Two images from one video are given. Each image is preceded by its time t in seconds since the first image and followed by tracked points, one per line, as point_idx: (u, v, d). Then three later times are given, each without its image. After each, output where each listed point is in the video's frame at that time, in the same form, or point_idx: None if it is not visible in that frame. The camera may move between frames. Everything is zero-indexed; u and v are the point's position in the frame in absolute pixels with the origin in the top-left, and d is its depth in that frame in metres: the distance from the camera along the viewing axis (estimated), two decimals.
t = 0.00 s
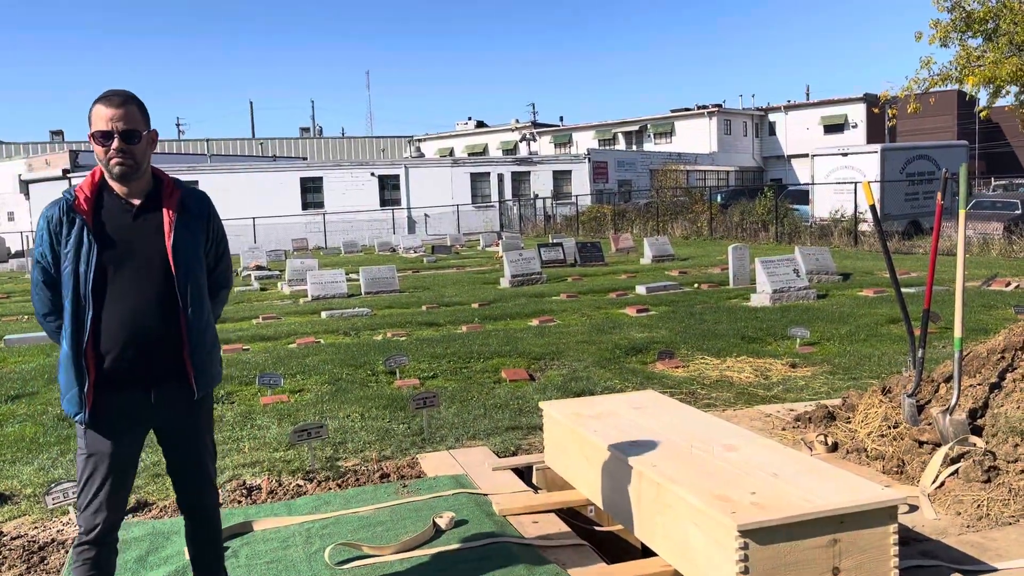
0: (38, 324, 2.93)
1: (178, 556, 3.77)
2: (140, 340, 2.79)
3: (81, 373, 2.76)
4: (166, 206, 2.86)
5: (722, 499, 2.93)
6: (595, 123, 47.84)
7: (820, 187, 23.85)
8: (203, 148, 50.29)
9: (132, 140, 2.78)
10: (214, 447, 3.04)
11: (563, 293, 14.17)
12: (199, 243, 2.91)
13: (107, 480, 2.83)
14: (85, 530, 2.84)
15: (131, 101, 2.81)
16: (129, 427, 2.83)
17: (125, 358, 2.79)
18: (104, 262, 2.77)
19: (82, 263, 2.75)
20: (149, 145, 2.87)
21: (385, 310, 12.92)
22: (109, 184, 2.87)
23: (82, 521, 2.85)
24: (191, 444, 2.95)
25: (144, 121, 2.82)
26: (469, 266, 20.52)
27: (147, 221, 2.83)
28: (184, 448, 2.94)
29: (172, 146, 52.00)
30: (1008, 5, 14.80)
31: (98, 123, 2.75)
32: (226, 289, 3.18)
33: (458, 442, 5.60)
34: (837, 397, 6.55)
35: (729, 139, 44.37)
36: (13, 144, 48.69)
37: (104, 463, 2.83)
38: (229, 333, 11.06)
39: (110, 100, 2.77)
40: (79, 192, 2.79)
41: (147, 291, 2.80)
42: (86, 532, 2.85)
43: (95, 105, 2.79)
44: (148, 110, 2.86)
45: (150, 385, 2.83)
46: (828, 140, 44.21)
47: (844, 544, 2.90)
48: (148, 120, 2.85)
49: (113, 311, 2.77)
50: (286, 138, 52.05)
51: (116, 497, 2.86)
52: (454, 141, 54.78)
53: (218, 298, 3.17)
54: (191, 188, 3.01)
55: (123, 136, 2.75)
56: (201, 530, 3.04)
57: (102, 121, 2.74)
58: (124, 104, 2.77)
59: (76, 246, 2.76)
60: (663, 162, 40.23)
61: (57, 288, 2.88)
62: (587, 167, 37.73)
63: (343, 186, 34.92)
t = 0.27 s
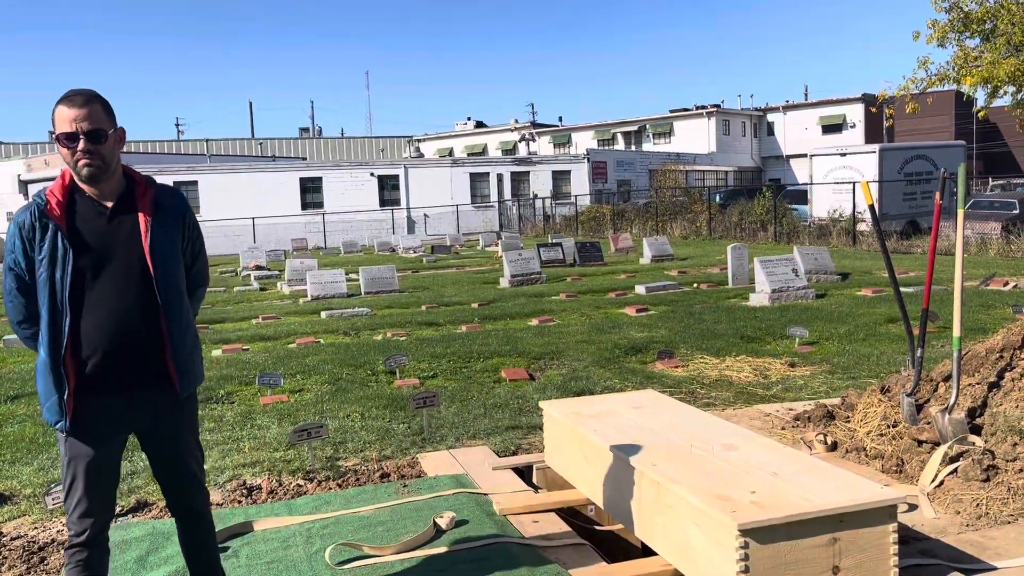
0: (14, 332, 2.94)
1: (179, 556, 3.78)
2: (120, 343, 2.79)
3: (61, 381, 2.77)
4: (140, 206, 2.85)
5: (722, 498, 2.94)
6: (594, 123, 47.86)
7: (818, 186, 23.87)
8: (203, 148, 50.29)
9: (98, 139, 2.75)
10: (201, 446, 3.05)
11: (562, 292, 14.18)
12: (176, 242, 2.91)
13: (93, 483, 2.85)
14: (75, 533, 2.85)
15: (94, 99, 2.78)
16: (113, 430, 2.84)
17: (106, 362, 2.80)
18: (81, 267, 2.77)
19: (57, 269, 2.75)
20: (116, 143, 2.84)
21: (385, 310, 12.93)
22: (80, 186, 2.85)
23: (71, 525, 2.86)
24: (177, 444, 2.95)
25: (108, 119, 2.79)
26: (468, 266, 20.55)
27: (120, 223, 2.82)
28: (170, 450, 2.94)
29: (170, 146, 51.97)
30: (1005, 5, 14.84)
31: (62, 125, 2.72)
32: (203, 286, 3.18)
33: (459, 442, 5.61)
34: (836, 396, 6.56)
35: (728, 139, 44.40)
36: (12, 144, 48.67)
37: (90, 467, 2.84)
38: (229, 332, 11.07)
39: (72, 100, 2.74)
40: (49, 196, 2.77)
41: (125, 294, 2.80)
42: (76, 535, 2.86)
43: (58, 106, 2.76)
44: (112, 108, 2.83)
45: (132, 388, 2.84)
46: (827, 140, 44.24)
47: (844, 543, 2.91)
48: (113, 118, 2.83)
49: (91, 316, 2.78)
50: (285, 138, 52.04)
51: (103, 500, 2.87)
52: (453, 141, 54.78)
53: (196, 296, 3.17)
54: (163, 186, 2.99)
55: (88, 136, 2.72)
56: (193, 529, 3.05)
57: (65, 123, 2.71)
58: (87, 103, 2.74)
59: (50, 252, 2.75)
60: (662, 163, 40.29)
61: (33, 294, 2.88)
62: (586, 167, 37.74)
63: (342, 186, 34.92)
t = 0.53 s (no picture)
0: None
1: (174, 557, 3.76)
2: (100, 347, 2.78)
3: (40, 389, 2.74)
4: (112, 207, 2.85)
5: (719, 499, 2.94)
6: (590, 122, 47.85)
7: (815, 186, 23.88)
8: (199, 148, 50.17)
9: (62, 140, 2.72)
10: (187, 443, 3.05)
11: (560, 292, 14.18)
12: (151, 242, 2.91)
13: (80, 486, 2.84)
14: (63, 534, 2.85)
15: (55, 99, 2.75)
16: (98, 435, 2.83)
17: (88, 367, 2.77)
18: (57, 272, 2.75)
19: (33, 277, 2.72)
20: (82, 143, 2.82)
21: (382, 310, 12.92)
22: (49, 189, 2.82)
23: (59, 528, 2.86)
24: (163, 444, 2.94)
25: (71, 119, 2.76)
26: (465, 266, 20.52)
27: (94, 226, 2.81)
28: (156, 449, 2.94)
29: (166, 145, 51.83)
30: (1001, 4, 14.86)
31: (23, 128, 2.69)
32: (179, 283, 3.17)
33: (455, 441, 5.61)
34: (833, 396, 6.56)
35: (725, 138, 44.43)
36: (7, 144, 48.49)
37: (74, 471, 2.83)
38: (224, 332, 11.04)
39: (31, 102, 2.71)
40: (20, 201, 2.74)
41: (103, 298, 2.78)
42: (65, 536, 2.86)
43: (17, 109, 2.72)
44: (74, 107, 2.81)
45: (115, 392, 2.83)
46: (824, 139, 44.30)
47: (840, 543, 2.91)
48: (77, 118, 2.80)
49: (70, 322, 2.76)
50: (281, 138, 51.95)
51: (90, 501, 2.87)
52: (450, 140, 54.72)
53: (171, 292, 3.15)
54: (133, 184, 2.98)
55: (52, 137, 2.69)
56: (181, 527, 3.04)
57: (26, 125, 2.68)
58: (48, 104, 2.71)
59: (25, 259, 2.73)
60: (659, 162, 40.32)
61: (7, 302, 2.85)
62: (583, 166, 37.73)
63: (339, 185, 34.87)
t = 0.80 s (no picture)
0: None
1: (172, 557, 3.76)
2: (106, 344, 2.78)
3: (45, 385, 2.73)
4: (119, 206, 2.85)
5: (717, 498, 2.94)
6: (589, 122, 47.86)
7: (813, 186, 23.90)
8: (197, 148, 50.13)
9: (70, 140, 2.71)
10: (190, 441, 3.05)
11: (558, 292, 14.18)
12: (157, 241, 2.92)
13: (83, 484, 2.82)
14: (66, 533, 2.82)
15: (63, 98, 2.73)
16: (102, 431, 2.82)
17: (93, 364, 2.77)
18: (63, 269, 2.75)
19: (40, 274, 2.73)
20: (89, 142, 2.81)
21: (380, 310, 12.91)
22: (56, 188, 2.82)
23: (61, 526, 2.83)
24: (167, 441, 2.94)
25: (80, 119, 2.75)
26: (463, 265, 20.52)
27: (101, 225, 2.81)
28: (160, 447, 2.93)
29: (164, 145, 51.76)
30: (1000, 4, 14.89)
31: (31, 127, 2.68)
32: (183, 282, 3.19)
33: (454, 441, 5.60)
34: (831, 395, 6.57)
35: (723, 138, 44.47)
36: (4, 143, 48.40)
37: (78, 468, 2.81)
38: (223, 332, 11.03)
39: (40, 101, 2.69)
40: (27, 199, 2.74)
41: (109, 296, 2.79)
42: (67, 535, 2.83)
43: (25, 108, 2.71)
44: (82, 106, 2.80)
45: (120, 389, 2.83)
46: (822, 140, 44.35)
47: (838, 542, 2.91)
48: (84, 117, 2.79)
49: (75, 319, 2.76)
50: (279, 137, 51.92)
51: (93, 498, 2.85)
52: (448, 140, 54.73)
53: (175, 292, 3.16)
54: (139, 184, 2.98)
55: (59, 136, 2.68)
56: (184, 526, 3.04)
57: (34, 125, 2.67)
58: (56, 103, 2.70)
59: (32, 256, 2.73)
60: (657, 162, 40.33)
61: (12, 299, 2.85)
62: (582, 166, 37.76)
63: (337, 185, 34.85)
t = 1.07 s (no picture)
0: (14, 332, 2.90)
1: (171, 556, 3.75)
2: (124, 339, 2.78)
3: (63, 378, 2.73)
4: (142, 204, 2.86)
5: (717, 498, 2.94)
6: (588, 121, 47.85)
7: (812, 185, 23.91)
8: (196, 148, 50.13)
9: (99, 137, 2.75)
10: (201, 443, 3.04)
11: (557, 291, 14.17)
12: (177, 241, 2.92)
13: (95, 481, 2.81)
14: (74, 531, 2.81)
15: (94, 97, 2.78)
16: (116, 427, 2.81)
17: (110, 359, 2.77)
18: (84, 264, 2.75)
19: (61, 266, 2.73)
20: (117, 140, 2.85)
21: (379, 309, 12.91)
22: (81, 184, 2.84)
23: (69, 523, 2.81)
24: (179, 440, 2.93)
25: (108, 117, 2.79)
26: (462, 264, 20.52)
27: (123, 221, 2.82)
28: (171, 446, 2.92)
29: (163, 144, 51.73)
30: (999, 4, 14.87)
31: (62, 123, 2.72)
32: (204, 284, 3.19)
33: (453, 441, 5.60)
34: (830, 395, 6.58)
35: (723, 138, 44.46)
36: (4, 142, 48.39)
37: (90, 464, 2.80)
38: (222, 331, 11.03)
39: (73, 99, 2.74)
40: (53, 194, 2.76)
41: (128, 292, 2.79)
42: (75, 533, 2.81)
43: (57, 106, 2.76)
44: (111, 105, 2.84)
45: (136, 385, 2.82)
46: (821, 139, 44.35)
47: (838, 542, 2.91)
48: (113, 116, 2.83)
49: (94, 313, 2.76)
50: (278, 137, 51.90)
51: (103, 496, 2.83)
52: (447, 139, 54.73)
53: (195, 294, 3.16)
54: (163, 184, 3.00)
55: (88, 132, 2.72)
56: (190, 528, 3.03)
57: (66, 121, 2.71)
58: (87, 100, 2.75)
59: (54, 249, 2.73)
60: (656, 161, 40.35)
61: (34, 293, 2.85)
62: (581, 165, 37.75)
63: (336, 184, 34.84)
